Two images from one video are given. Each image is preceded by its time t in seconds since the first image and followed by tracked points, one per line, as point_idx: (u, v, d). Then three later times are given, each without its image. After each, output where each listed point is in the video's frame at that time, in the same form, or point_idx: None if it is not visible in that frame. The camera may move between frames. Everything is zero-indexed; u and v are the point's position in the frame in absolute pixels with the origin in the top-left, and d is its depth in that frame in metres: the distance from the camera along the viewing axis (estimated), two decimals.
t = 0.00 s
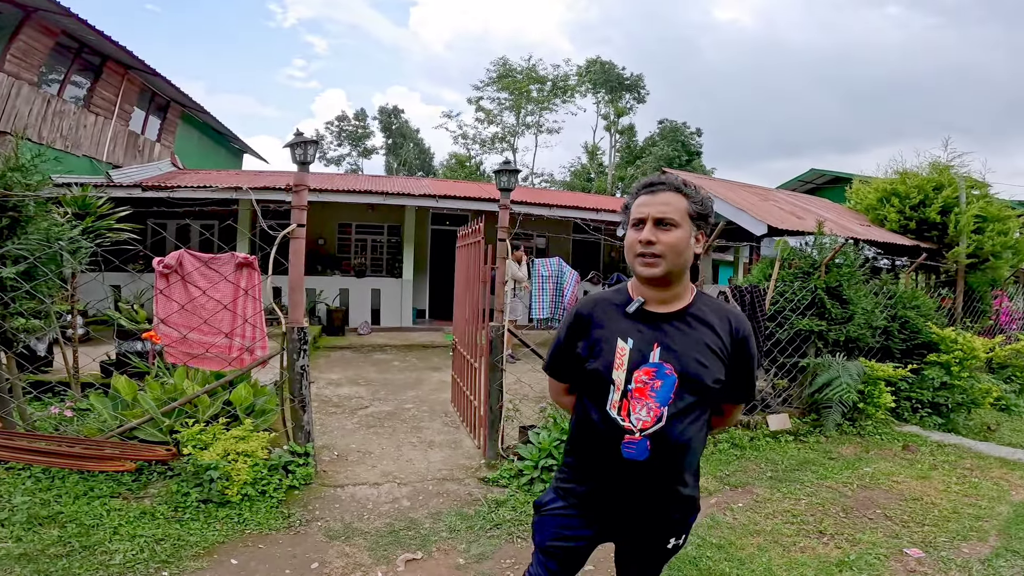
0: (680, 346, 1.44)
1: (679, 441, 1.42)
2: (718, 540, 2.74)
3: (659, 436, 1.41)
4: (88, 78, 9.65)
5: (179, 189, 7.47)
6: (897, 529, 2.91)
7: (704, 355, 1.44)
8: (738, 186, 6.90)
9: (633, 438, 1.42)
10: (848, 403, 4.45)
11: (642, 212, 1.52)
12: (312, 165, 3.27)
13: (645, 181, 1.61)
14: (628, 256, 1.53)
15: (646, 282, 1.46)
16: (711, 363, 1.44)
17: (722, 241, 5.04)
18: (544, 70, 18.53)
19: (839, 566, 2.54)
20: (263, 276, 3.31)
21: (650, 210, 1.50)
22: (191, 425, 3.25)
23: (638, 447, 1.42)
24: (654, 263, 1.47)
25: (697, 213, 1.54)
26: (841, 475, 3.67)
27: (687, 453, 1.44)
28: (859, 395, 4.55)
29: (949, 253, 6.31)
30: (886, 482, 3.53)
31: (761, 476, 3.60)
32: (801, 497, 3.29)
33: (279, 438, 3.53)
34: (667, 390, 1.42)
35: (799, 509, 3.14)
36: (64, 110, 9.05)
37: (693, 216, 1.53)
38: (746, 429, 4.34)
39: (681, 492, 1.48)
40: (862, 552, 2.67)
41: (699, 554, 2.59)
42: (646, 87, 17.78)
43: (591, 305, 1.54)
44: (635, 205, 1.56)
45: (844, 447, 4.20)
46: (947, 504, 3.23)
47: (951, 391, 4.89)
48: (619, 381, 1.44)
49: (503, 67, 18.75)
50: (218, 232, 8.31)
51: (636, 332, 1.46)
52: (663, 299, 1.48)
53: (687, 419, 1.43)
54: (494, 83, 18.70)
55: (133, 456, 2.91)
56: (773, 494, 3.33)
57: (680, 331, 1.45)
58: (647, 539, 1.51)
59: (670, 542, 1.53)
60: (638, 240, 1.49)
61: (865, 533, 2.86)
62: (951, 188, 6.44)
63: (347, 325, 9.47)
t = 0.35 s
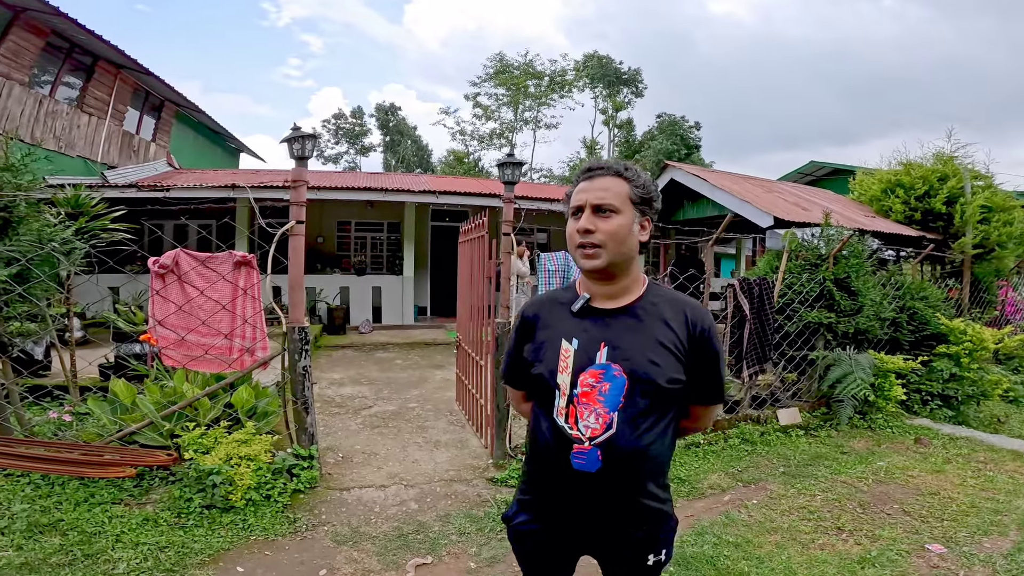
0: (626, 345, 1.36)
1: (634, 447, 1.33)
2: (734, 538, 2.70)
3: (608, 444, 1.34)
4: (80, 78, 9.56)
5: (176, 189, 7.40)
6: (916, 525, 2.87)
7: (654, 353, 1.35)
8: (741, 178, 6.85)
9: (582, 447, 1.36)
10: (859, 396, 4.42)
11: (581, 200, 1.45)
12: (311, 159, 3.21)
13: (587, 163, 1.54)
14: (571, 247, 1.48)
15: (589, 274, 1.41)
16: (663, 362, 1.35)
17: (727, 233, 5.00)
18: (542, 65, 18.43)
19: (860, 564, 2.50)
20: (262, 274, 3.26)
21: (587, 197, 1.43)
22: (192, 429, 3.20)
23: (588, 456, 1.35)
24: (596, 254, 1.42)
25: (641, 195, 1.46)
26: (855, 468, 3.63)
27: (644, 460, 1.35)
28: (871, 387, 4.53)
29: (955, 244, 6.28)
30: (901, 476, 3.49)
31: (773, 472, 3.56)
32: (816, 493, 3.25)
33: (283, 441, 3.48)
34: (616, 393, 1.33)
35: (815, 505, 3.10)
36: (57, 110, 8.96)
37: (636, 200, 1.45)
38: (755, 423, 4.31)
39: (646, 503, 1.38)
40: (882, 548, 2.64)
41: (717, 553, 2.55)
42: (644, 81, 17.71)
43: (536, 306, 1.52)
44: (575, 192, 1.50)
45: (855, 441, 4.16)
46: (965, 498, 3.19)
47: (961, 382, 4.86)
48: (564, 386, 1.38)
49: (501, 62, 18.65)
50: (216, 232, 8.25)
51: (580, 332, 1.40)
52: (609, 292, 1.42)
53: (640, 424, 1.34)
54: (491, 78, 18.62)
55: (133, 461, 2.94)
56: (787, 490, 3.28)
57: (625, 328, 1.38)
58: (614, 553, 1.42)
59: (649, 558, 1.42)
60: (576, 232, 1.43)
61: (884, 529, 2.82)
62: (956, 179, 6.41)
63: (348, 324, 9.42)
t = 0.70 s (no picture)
0: (625, 346, 1.23)
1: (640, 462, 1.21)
2: (766, 541, 2.62)
3: (612, 460, 1.21)
4: (80, 77, 9.51)
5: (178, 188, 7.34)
6: (954, 526, 2.79)
7: (656, 354, 1.22)
8: (754, 171, 6.75)
9: (584, 466, 1.22)
10: (884, 391, 4.35)
11: (563, 179, 1.31)
12: (316, 150, 3.14)
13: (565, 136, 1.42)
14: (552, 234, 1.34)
15: (575, 264, 1.28)
16: (667, 362, 1.22)
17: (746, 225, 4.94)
18: (545, 60, 18.35)
19: (902, 566, 2.42)
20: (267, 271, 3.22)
21: (569, 175, 1.30)
22: (196, 434, 3.09)
23: (591, 476, 1.22)
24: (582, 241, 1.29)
25: (628, 170, 1.34)
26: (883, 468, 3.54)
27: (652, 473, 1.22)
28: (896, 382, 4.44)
29: (974, 236, 6.19)
30: (932, 475, 3.42)
31: (799, 471, 3.48)
32: (846, 492, 3.17)
33: (291, 446, 3.41)
34: (618, 402, 1.21)
35: (847, 505, 3.02)
36: (57, 109, 8.92)
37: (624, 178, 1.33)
38: (777, 420, 4.22)
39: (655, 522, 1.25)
40: (922, 549, 2.56)
41: (749, 558, 2.48)
42: (648, 76, 17.63)
43: (517, 305, 1.38)
44: (552, 169, 1.37)
45: (880, 438, 4.08)
46: (1000, 496, 3.12)
47: (985, 377, 4.79)
48: (557, 399, 1.25)
49: (504, 58, 18.57)
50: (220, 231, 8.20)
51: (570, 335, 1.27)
52: (600, 284, 1.30)
53: (647, 435, 1.21)
54: (494, 75, 18.52)
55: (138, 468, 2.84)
56: (816, 490, 3.20)
57: (621, 327, 1.25)
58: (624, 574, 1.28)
59: None
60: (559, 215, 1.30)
61: (922, 529, 2.75)
62: (975, 170, 6.33)
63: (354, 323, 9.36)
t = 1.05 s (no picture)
0: (631, 349, 1.14)
1: (663, 473, 1.14)
2: (783, 547, 2.55)
3: (636, 480, 1.13)
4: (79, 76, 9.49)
5: (178, 187, 7.31)
6: (976, 529, 2.73)
7: (665, 353, 1.15)
8: (764, 166, 6.67)
9: (608, 492, 1.12)
10: (898, 390, 4.29)
11: (567, 157, 1.19)
12: (312, 143, 3.08)
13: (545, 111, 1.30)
14: (548, 222, 1.19)
15: (586, 258, 1.15)
16: (678, 360, 1.15)
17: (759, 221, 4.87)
18: (547, 58, 18.28)
19: (926, 571, 2.36)
20: (261, 268, 3.18)
21: (579, 153, 1.19)
22: (189, 437, 3.03)
23: (616, 500, 1.13)
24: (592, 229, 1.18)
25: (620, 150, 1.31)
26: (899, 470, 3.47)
27: (674, 480, 1.16)
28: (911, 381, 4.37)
29: (986, 232, 6.11)
30: (950, 476, 3.36)
31: (814, 472, 3.41)
32: (863, 494, 3.10)
33: (289, 447, 3.35)
34: (632, 415, 1.12)
35: (865, 508, 2.95)
36: (56, 108, 8.89)
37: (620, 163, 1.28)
38: (789, 420, 4.16)
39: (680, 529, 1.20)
40: (945, 554, 2.50)
41: (765, 564, 2.42)
42: (652, 73, 17.55)
43: (491, 317, 1.23)
44: (545, 147, 1.23)
45: (895, 438, 4.01)
46: (1020, 497, 3.07)
47: (1000, 375, 4.73)
48: (562, 423, 1.13)
49: (506, 56, 18.50)
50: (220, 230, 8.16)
51: (565, 346, 1.15)
52: (599, 280, 1.19)
53: (666, 444, 1.14)
54: (497, 72, 18.45)
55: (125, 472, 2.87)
56: (832, 493, 3.13)
57: (623, 327, 1.16)
58: None
59: None
60: (568, 199, 1.16)
61: (944, 532, 2.69)
62: (988, 165, 6.26)
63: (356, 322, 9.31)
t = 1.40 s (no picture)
0: (640, 355, 1.10)
1: (672, 486, 1.12)
2: (783, 555, 2.52)
3: (648, 494, 1.10)
4: (75, 75, 9.47)
5: (173, 186, 7.28)
6: (982, 534, 2.70)
7: (675, 356, 1.12)
8: (764, 165, 6.63)
9: (620, 510, 1.09)
10: (902, 393, 4.23)
11: (586, 145, 1.12)
12: (299, 140, 3.05)
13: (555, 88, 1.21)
14: (557, 214, 1.12)
15: (597, 256, 1.10)
16: (688, 363, 1.13)
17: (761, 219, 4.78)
18: (547, 57, 18.22)
19: None
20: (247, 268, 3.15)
21: (599, 140, 1.12)
22: (175, 440, 3.06)
23: (629, 517, 1.10)
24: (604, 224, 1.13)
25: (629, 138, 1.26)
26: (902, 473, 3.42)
27: (682, 491, 1.14)
28: (915, 383, 4.31)
29: (990, 232, 6.06)
30: (954, 480, 3.31)
31: (816, 477, 3.36)
32: (866, 499, 3.05)
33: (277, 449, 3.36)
34: (643, 426, 1.09)
35: (868, 513, 2.90)
36: (51, 107, 8.86)
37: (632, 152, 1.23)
38: (790, 423, 4.12)
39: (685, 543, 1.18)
40: (950, 561, 2.46)
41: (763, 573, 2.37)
42: (652, 73, 17.50)
43: (483, 324, 1.15)
44: (558, 130, 1.15)
45: (898, 441, 3.96)
46: None
47: (1005, 377, 4.67)
48: (569, 438, 1.08)
49: (506, 56, 18.45)
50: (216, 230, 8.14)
51: (569, 354, 1.10)
52: (603, 278, 1.15)
53: (677, 454, 1.12)
54: (496, 72, 18.38)
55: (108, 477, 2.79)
56: (834, 497, 3.09)
57: (629, 331, 1.12)
58: None
59: None
60: (584, 191, 1.10)
61: (949, 539, 2.65)
62: (991, 164, 6.21)
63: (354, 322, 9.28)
